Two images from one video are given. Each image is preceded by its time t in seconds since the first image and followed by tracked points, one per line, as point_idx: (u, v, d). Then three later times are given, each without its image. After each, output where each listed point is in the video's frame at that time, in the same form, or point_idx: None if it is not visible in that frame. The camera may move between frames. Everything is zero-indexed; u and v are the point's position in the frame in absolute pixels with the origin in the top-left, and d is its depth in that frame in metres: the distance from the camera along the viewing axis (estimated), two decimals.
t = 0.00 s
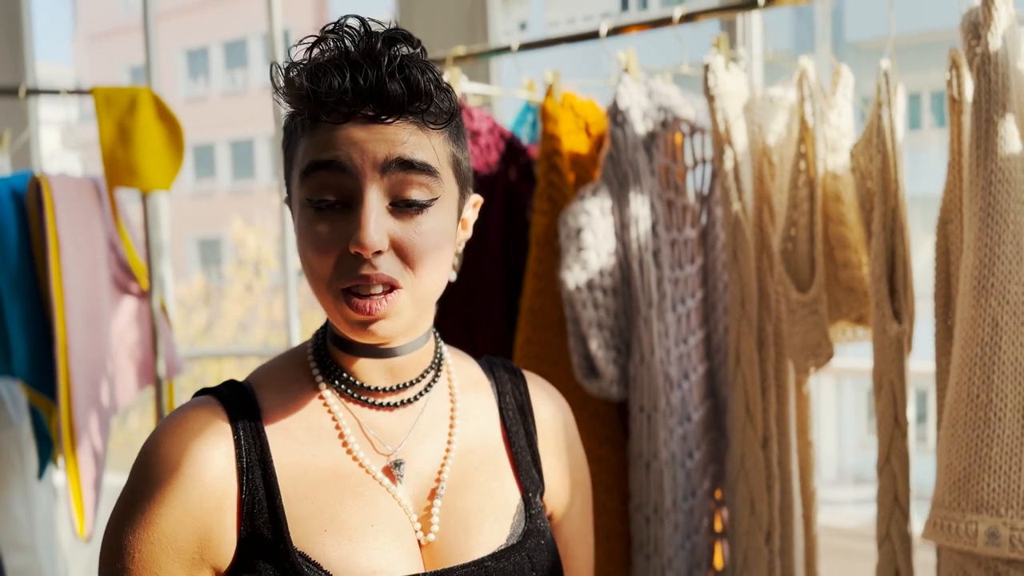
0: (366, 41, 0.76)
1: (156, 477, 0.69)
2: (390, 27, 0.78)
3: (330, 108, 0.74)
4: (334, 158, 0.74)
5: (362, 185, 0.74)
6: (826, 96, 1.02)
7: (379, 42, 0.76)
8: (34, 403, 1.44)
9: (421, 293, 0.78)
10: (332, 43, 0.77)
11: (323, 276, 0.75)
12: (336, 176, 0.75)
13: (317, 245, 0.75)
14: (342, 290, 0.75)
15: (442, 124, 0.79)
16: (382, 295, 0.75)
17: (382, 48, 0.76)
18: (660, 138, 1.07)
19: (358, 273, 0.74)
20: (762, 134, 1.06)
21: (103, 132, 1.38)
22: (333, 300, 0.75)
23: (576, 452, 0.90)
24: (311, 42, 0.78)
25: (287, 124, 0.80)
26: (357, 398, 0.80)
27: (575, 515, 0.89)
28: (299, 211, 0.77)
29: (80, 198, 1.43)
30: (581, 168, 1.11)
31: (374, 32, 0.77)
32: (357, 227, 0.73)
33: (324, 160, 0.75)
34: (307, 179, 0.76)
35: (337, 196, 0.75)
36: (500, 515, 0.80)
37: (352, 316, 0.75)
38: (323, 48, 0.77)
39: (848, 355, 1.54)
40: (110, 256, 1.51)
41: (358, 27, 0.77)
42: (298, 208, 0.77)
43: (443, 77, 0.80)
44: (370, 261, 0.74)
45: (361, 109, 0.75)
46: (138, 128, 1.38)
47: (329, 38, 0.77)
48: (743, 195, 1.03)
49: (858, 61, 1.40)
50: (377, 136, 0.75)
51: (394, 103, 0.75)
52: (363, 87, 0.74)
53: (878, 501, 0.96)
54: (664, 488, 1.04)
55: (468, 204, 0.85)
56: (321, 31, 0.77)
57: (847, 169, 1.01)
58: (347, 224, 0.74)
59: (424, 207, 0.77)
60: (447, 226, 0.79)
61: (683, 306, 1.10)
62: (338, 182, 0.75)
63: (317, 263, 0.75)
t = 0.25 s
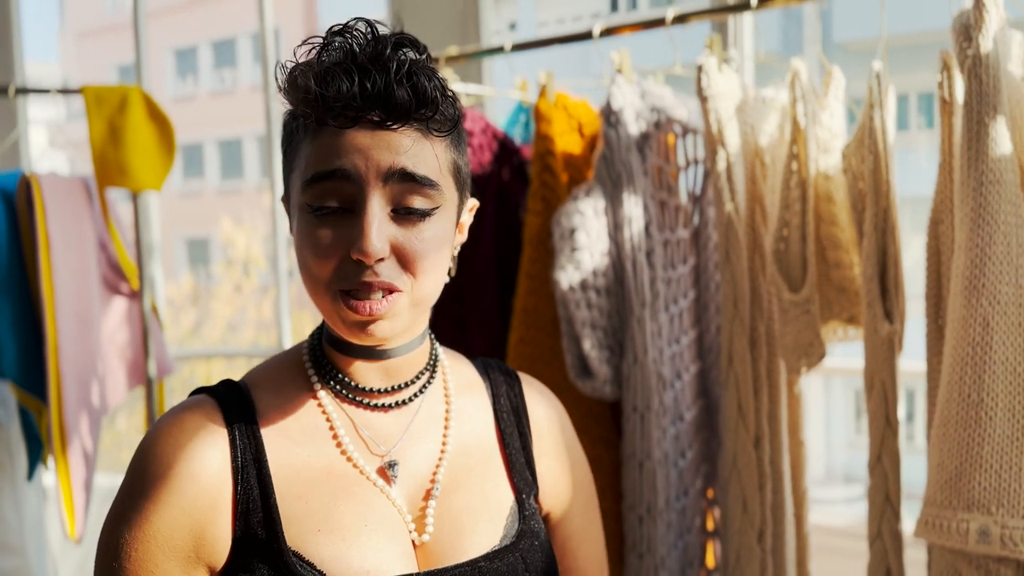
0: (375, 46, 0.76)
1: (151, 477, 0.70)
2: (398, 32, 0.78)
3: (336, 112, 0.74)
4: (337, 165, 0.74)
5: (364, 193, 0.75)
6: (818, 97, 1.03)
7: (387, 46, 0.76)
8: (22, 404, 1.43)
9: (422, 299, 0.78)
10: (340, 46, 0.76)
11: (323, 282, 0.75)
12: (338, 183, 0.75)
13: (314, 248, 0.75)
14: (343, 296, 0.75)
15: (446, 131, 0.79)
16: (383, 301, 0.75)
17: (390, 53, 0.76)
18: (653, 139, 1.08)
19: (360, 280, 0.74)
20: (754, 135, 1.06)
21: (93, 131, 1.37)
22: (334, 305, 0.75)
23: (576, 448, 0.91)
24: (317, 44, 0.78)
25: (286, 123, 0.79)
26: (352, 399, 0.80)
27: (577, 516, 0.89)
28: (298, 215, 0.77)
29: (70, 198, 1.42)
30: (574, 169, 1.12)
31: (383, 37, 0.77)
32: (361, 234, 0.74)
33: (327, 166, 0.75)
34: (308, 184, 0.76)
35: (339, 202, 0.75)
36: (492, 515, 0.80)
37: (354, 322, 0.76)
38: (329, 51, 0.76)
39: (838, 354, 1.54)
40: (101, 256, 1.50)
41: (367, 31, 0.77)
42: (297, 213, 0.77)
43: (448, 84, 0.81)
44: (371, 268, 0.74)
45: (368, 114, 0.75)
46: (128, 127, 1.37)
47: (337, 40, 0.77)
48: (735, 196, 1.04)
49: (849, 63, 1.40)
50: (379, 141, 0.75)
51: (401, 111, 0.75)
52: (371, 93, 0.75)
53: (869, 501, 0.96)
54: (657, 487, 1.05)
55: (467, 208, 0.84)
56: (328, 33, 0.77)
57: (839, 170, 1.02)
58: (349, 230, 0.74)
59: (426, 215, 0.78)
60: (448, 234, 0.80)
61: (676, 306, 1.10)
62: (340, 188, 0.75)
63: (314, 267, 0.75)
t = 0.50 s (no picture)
0: (348, 46, 0.77)
1: (158, 476, 0.72)
2: (371, 32, 0.79)
3: (312, 113, 0.75)
4: (318, 171, 0.75)
5: (347, 194, 0.75)
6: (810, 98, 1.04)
7: (361, 46, 0.77)
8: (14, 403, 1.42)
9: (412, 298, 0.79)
10: (314, 49, 0.77)
11: (310, 285, 0.76)
12: (320, 186, 0.75)
13: (301, 251, 0.76)
14: (332, 298, 0.76)
15: (427, 127, 0.80)
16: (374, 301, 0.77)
17: (364, 52, 0.77)
18: (647, 138, 1.08)
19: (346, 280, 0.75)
20: (746, 135, 1.07)
21: (84, 130, 1.36)
22: (323, 308, 0.76)
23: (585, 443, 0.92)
24: (291, 47, 0.79)
25: (266, 128, 0.80)
26: (355, 398, 0.82)
27: (580, 514, 0.91)
28: (284, 219, 0.78)
29: (62, 197, 1.41)
30: (568, 169, 1.12)
31: (357, 37, 0.78)
32: (345, 235, 0.74)
33: (310, 173, 0.75)
34: (292, 189, 0.76)
35: (322, 204, 0.76)
36: (498, 514, 0.82)
37: (342, 323, 0.77)
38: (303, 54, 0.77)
39: (829, 353, 1.55)
40: (92, 255, 1.49)
41: (341, 33, 0.78)
42: (283, 217, 0.78)
43: (427, 80, 0.81)
44: (357, 268, 0.75)
45: (345, 114, 0.75)
46: (121, 126, 1.36)
47: (311, 43, 0.78)
48: (728, 196, 1.05)
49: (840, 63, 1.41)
50: (357, 142, 0.75)
51: (377, 108, 0.76)
52: (346, 92, 0.75)
53: (861, 500, 0.96)
54: (650, 485, 1.05)
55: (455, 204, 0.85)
56: (302, 35, 0.78)
57: (832, 170, 1.02)
58: (333, 232, 0.75)
59: (411, 212, 0.78)
60: (434, 231, 0.80)
61: (668, 305, 1.10)
62: (322, 192, 0.75)
63: (301, 270, 0.76)
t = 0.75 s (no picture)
0: (361, 43, 0.78)
1: (166, 468, 0.73)
2: (383, 30, 0.80)
3: (327, 108, 0.76)
4: (333, 169, 0.76)
5: (361, 189, 0.76)
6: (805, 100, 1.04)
7: (374, 43, 0.78)
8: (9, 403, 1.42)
9: (425, 290, 0.80)
10: (329, 45, 0.79)
11: (322, 278, 0.77)
12: (334, 182, 0.76)
13: (312, 247, 0.77)
14: (346, 290, 0.77)
15: (436, 125, 0.81)
16: (387, 294, 0.78)
17: (377, 49, 0.78)
18: (644, 139, 1.09)
19: (359, 272, 0.76)
20: (742, 136, 1.08)
21: (80, 130, 1.35)
22: (334, 302, 0.78)
23: (584, 443, 0.93)
24: (306, 44, 0.80)
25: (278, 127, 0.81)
26: (360, 395, 0.83)
27: (584, 509, 0.92)
28: (296, 216, 0.79)
29: (58, 196, 1.41)
30: (565, 170, 1.13)
31: (369, 34, 0.79)
32: (360, 227, 0.76)
33: (324, 171, 0.76)
34: (305, 186, 0.77)
35: (335, 199, 0.77)
36: (503, 508, 0.83)
37: (353, 318, 0.78)
38: (318, 50, 0.79)
39: (824, 353, 1.54)
40: (88, 254, 1.49)
41: (353, 30, 0.80)
42: (295, 213, 0.79)
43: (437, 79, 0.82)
44: (373, 261, 0.76)
45: (358, 109, 0.77)
46: (117, 126, 1.35)
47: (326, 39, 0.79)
48: (724, 196, 1.05)
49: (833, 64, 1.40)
50: (371, 139, 0.77)
51: (390, 104, 0.77)
52: (360, 88, 0.76)
53: (856, 498, 0.97)
54: (647, 483, 1.06)
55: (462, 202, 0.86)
56: (316, 33, 0.79)
57: (827, 170, 1.03)
58: (348, 225, 0.76)
59: (424, 205, 0.79)
60: (446, 225, 0.81)
61: (665, 305, 1.11)
62: (337, 189, 0.77)
63: (312, 265, 0.77)
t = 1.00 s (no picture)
0: (377, 46, 0.80)
1: (180, 470, 0.73)
2: (397, 35, 0.82)
3: (343, 109, 0.77)
4: (349, 168, 0.77)
5: (375, 187, 0.77)
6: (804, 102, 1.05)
7: (389, 46, 0.80)
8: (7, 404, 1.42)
9: (437, 287, 0.81)
10: (345, 48, 0.80)
11: (335, 275, 0.78)
12: (349, 181, 0.77)
13: (327, 245, 0.78)
14: (360, 287, 0.78)
15: (448, 126, 0.82)
16: (400, 289, 0.78)
17: (392, 52, 0.80)
18: (643, 141, 1.09)
19: (373, 269, 0.77)
20: (741, 138, 1.08)
21: (78, 130, 1.34)
22: (347, 298, 0.78)
23: (582, 446, 0.95)
24: (322, 48, 0.82)
25: (293, 132, 0.83)
26: (372, 396, 0.84)
27: (584, 511, 0.94)
28: (311, 216, 0.79)
29: (57, 197, 1.41)
30: (565, 172, 1.13)
31: (384, 38, 0.81)
32: (374, 224, 0.77)
33: (339, 170, 0.77)
34: (321, 185, 0.78)
35: (350, 197, 0.78)
36: (512, 510, 0.85)
37: (366, 315, 0.78)
38: (334, 53, 0.80)
39: (822, 353, 1.52)
40: (86, 256, 1.49)
41: (369, 35, 0.81)
42: (310, 213, 0.80)
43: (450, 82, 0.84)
44: (386, 257, 0.77)
45: (374, 110, 0.78)
46: (115, 125, 1.34)
47: (342, 43, 0.80)
48: (724, 198, 1.05)
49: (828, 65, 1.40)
50: (385, 140, 0.78)
51: (405, 105, 0.78)
52: (376, 89, 0.78)
53: (855, 498, 0.98)
54: (646, 484, 1.07)
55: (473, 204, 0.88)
56: (331, 37, 0.81)
57: (825, 172, 1.04)
58: (363, 223, 0.77)
59: (437, 203, 0.80)
60: (457, 225, 0.82)
61: (664, 306, 1.11)
62: (351, 189, 0.78)
63: (327, 263, 0.78)
